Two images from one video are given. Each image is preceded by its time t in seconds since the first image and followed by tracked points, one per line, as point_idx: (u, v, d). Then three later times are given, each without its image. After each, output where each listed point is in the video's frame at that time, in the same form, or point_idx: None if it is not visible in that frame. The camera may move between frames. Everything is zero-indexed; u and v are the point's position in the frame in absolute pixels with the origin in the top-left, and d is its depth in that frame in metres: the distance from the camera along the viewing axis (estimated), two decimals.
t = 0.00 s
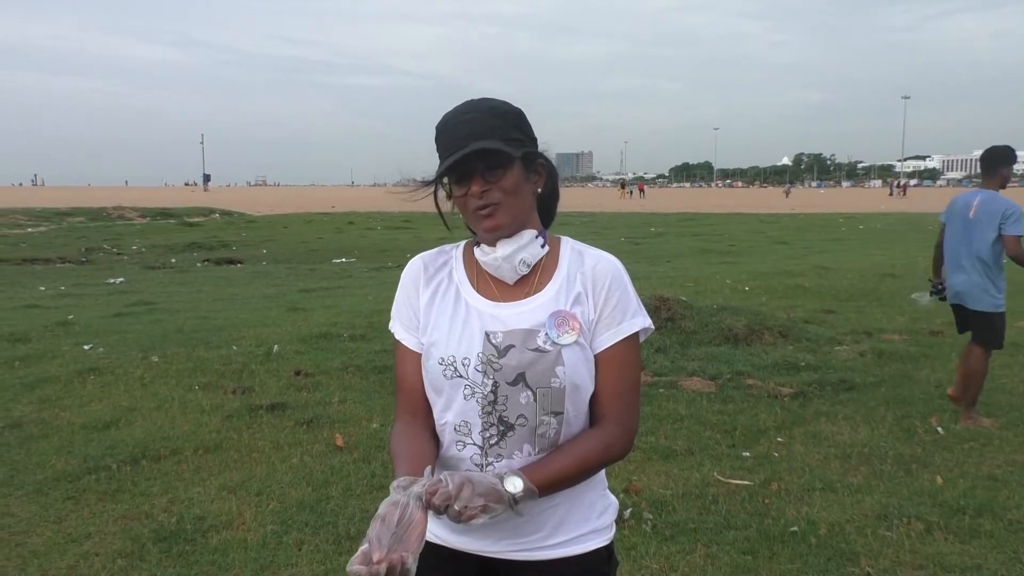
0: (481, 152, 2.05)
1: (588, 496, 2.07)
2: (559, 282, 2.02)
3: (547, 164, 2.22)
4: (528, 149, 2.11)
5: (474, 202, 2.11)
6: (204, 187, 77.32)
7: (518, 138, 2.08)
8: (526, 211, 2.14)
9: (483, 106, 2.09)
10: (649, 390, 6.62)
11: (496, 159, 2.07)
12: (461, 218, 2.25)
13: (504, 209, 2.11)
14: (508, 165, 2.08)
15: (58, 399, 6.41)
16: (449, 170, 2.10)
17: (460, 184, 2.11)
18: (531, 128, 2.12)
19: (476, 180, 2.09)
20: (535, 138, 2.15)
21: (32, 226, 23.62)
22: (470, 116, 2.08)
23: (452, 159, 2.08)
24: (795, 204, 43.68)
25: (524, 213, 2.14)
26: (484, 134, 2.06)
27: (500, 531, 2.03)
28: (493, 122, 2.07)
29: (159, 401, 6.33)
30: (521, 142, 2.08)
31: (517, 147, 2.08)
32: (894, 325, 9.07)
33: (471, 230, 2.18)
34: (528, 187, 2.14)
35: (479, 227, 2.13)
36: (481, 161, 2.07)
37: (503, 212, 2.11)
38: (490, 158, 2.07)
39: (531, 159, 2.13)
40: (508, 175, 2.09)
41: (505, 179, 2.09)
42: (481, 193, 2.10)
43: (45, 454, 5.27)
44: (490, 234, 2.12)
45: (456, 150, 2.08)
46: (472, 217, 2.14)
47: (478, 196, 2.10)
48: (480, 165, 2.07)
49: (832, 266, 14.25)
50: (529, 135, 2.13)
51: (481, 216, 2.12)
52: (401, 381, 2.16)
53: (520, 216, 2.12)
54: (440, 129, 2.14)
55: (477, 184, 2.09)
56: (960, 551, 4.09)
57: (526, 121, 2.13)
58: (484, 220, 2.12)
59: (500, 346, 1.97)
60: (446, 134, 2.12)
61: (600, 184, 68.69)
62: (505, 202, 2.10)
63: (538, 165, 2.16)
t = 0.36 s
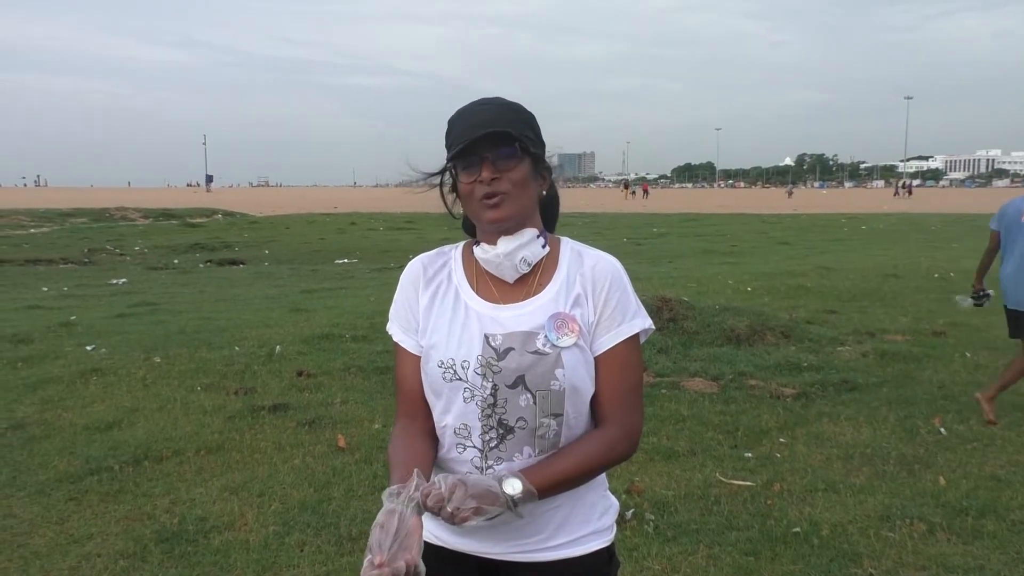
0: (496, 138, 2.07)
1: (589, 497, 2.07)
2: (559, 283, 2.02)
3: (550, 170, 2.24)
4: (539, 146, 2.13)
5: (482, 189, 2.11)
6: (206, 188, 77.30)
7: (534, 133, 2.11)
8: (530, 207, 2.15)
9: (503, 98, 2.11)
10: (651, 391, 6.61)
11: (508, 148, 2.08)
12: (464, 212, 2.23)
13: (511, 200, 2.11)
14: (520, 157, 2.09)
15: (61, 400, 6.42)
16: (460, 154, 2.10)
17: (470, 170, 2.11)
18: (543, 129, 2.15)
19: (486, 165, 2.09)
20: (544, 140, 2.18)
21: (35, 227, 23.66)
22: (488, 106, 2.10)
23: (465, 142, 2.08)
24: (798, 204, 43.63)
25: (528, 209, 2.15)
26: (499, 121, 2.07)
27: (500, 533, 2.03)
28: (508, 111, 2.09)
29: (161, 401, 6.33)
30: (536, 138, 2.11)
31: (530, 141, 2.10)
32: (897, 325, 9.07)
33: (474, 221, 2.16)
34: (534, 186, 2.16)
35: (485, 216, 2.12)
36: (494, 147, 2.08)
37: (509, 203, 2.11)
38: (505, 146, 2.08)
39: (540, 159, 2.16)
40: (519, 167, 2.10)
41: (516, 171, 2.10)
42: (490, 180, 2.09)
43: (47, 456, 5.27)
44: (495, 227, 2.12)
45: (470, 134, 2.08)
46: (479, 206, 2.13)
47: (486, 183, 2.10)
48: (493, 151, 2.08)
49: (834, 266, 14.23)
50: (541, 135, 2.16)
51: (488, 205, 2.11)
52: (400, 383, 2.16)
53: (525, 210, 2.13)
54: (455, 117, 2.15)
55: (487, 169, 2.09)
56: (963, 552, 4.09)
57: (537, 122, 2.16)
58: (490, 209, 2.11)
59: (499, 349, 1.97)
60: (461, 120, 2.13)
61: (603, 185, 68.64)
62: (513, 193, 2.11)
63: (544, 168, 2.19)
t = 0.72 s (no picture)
0: (489, 142, 2.07)
1: (590, 497, 2.07)
2: (557, 284, 2.02)
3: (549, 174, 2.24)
4: (534, 151, 2.12)
5: (474, 192, 2.11)
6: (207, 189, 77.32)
7: (528, 139, 2.10)
8: (524, 212, 2.14)
9: (500, 102, 2.11)
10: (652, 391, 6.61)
11: (502, 152, 2.08)
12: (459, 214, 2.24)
13: (503, 205, 2.11)
14: (512, 162, 2.09)
15: (62, 403, 6.42)
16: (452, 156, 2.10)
17: (463, 172, 2.11)
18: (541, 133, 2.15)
19: (477, 170, 2.09)
20: (542, 145, 2.17)
21: (36, 230, 23.69)
22: (484, 109, 2.10)
23: (458, 145, 2.08)
24: (798, 203, 43.59)
25: (522, 214, 2.14)
26: (494, 125, 2.07)
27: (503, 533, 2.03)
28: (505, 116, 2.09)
29: (162, 404, 6.33)
30: (530, 144, 2.10)
31: (525, 146, 2.10)
32: (898, 324, 9.06)
33: (465, 224, 2.17)
34: (529, 191, 2.15)
35: (475, 221, 2.13)
36: (487, 151, 2.08)
37: (501, 208, 2.10)
38: (498, 151, 2.08)
39: (535, 165, 2.15)
40: (512, 172, 2.09)
41: (508, 176, 2.09)
42: (481, 184, 2.09)
43: (48, 458, 5.27)
44: (487, 231, 2.12)
45: (463, 137, 2.08)
46: (470, 209, 2.13)
47: (478, 187, 2.10)
48: (485, 156, 2.08)
49: (835, 265, 14.22)
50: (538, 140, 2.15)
51: (478, 210, 2.12)
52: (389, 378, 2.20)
53: (518, 216, 2.12)
54: (451, 118, 2.15)
55: (479, 174, 2.09)
56: (965, 549, 4.08)
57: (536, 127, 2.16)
58: (480, 213, 2.11)
59: (498, 348, 1.97)
60: (456, 121, 2.13)
61: (603, 184, 68.57)
62: (505, 198, 2.10)
63: (540, 173, 2.18)
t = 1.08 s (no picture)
0: (486, 140, 2.05)
1: (589, 498, 2.06)
2: (557, 284, 2.01)
3: (553, 172, 2.21)
4: (533, 149, 2.11)
5: (470, 190, 2.11)
6: (208, 191, 77.38)
7: (525, 138, 2.07)
8: (522, 210, 2.13)
9: (502, 100, 2.09)
10: (653, 390, 6.60)
11: (499, 151, 2.07)
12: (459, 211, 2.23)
13: (500, 203, 2.09)
14: (511, 160, 2.08)
15: (63, 405, 6.42)
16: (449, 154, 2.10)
17: (461, 170, 2.11)
18: (541, 130, 2.13)
19: (474, 167, 2.08)
20: (543, 143, 2.15)
21: (37, 233, 23.70)
22: (484, 106, 2.08)
23: (456, 142, 2.08)
24: (799, 200, 43.54)
25: (520, 212, 2.13)
26: (490, 122, 2.05)
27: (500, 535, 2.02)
28: (502, 113, 2.07)
29: (163, 406, 6.33)
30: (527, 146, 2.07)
31: (523, 144, 2.09)
32: (899, 321, 9.04)
33: (464, 220, 2.17)
34: (528, 190, 2.13)
35: (471, 218, 2.12)
36: (483, 149, 2.07)
37: (498, 206, 2.09)
38: (495, 149, 2.07)
39: (535, 164, 2.13)
40: (508, 171, 2.08)
41: (504, 176, 2.08)
42: (478, 182, 2.09)
43: (48, 461, 5.27)
44: (484, 228, 2.11)
45: (460, 134, 2.08)
46: (466, 206, 2.13)
47: (474, 185, 2.09)
48: (483, 154, 2.07)
49: (836, 262, 14.20)
50: (538, 137, 2.14)
51: (475, 207, 2.11)
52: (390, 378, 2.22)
53: (515, 214, 2.11)
54: (452, 115, 2.14)
55: (476, 171, 2.08)
56: (968, 547, 4.07)
57: (537, 123, 2.14)
58: (476, 211, 2.10)
59: (496, 348, 1.96)
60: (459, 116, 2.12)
61: (603, 184, 68.55)
62: (502, 196, 2.09)
63: (541, 171, 2.16)
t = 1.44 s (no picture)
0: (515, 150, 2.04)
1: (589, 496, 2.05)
2: (554, 274, 2.01)
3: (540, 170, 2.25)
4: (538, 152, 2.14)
5: (495, 202, 2.06)
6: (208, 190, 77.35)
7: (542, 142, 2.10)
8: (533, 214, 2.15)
9: (512, 107, 2.08)
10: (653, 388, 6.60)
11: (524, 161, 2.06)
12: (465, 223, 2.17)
13: (524, 211, 2.09)
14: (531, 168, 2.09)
15: (63, 405, 6.42)
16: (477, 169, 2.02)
17: (487, 184, 2.05)
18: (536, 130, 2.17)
19: (503, 181, 2.05)
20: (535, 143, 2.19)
21: (37, 233, 23.70)
22: (498, 115, 2.06)
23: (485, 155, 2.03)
24: (800, 199, 43.52)
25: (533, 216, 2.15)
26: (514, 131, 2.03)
27: (499, 532, 2.02)
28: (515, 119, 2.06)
29: (163, 405, 6.33)
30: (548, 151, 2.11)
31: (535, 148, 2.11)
32: (900, 319, 9.03)
33: (482, 232, 2.11)
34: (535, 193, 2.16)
35: (497, 231, 2.07)
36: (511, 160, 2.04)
37: (522, 215, 2.09)
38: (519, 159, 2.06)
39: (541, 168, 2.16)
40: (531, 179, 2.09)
41: (528, 183, 2.08)
42: (508, 195, 2.06)
43: (49, 461, 5.27)
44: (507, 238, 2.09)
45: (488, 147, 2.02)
46: (490, 219, 2.08)
47: (504, 197, 2.06)
48: (511, 166, 2.04)
49: (837, 260, 14.18)
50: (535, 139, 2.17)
51: (503, 220, 2.07)
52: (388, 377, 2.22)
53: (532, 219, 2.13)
54: (462, 126, 2.06)
55: (506, 184, 2.05)
56: (970, 545, 4.07)
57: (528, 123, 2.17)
58: (505, 223, 2.07)
59: (492, 339, 1.96)
60: (472, 130, 2.06)
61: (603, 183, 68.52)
62: (526, 205, 2.09)
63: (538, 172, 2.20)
